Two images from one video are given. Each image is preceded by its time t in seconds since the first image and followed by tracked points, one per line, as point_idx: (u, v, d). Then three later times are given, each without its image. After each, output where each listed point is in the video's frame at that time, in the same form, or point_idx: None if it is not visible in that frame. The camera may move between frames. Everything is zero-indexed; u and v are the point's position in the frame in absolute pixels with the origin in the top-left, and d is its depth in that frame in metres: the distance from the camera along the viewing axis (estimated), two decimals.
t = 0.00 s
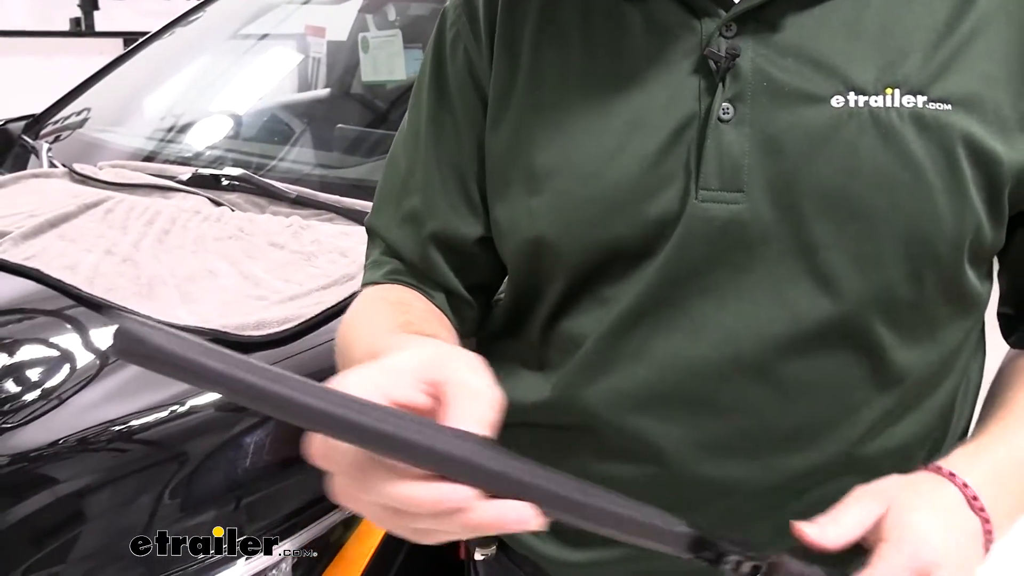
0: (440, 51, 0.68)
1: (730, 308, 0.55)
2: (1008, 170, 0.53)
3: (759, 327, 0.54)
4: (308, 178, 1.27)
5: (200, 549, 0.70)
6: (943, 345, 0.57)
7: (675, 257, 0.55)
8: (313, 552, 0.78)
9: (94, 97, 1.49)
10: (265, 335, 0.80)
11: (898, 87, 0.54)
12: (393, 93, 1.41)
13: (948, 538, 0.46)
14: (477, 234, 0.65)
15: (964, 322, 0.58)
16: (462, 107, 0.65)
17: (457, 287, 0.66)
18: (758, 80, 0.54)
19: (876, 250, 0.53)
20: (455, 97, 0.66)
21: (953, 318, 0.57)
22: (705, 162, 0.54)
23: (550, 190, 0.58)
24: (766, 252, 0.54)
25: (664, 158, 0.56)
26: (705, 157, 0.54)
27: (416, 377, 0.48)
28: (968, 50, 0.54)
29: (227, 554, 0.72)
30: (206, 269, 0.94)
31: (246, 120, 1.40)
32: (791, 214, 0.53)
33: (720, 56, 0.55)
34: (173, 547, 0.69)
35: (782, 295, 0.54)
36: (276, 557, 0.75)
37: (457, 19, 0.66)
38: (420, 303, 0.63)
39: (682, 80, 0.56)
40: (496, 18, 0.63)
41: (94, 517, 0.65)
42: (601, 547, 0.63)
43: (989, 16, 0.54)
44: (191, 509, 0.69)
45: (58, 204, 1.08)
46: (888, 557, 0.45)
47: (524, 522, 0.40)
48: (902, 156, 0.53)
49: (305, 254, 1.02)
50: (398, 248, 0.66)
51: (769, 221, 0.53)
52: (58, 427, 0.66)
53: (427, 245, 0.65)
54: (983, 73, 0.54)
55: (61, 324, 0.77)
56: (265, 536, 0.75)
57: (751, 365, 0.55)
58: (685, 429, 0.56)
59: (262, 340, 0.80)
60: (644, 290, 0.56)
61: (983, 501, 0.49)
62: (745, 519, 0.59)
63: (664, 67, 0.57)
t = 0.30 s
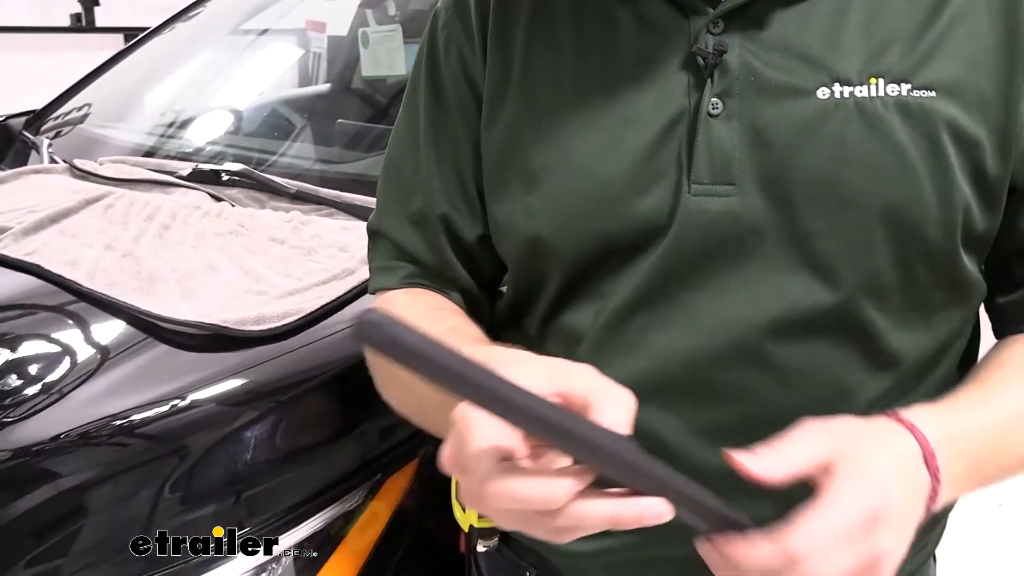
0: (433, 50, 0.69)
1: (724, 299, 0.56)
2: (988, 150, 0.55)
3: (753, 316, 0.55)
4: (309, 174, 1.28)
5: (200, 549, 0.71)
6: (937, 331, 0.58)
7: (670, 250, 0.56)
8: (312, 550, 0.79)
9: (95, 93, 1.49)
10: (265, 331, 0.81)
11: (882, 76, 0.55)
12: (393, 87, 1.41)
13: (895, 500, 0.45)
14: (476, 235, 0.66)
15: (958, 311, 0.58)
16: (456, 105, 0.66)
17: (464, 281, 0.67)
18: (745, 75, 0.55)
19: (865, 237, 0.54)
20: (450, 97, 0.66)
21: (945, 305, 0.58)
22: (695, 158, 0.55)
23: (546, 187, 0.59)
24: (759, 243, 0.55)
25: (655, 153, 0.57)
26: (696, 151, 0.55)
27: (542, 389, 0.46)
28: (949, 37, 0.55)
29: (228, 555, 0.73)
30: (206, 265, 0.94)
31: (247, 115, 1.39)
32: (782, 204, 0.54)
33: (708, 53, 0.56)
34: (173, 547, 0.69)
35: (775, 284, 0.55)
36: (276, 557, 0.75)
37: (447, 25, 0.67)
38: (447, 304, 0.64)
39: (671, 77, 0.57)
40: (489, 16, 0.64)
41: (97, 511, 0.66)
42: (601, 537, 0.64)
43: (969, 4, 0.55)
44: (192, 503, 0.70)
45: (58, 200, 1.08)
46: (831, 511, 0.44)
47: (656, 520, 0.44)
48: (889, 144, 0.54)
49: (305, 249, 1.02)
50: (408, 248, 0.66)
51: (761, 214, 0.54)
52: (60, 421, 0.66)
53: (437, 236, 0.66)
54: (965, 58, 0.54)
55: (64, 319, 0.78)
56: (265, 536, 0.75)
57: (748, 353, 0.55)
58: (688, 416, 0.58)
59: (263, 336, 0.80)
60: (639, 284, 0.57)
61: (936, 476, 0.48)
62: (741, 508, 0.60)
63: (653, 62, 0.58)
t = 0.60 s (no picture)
0: (430, 39, 0.69)
1: (716, 284, 0.56)
2: (978, 135, 0.55)
3: (744, 301, 0.56)
4: (308, 169, 1.28)
5: (200, 549, 0.71)
6: (932, 318, 0.58)
7: (663, 236, 0.57)
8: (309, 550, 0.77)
9: (95, 90, 1.49)
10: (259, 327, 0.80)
11: (870, 62, 0.55)
12: (393, 83, 1.40)
13: (856, 431, 0.43)
14: (473, 225, 0.67)
15: (958, 295, 0.58)
16: (453, 96, 0.66)
17: (462, 269, 0.67)
18: (735, 63, 0.56)
19: (852, 220, 0.55)
20: (449, 89, 0.66)
21: (940, 291, 0.58)
22: (686, 144, 0.56)
23: (540, 175, 0.60)
24: (749, 229, 0.56)
25: (646, 140, 0.58)
26: (686, 136, 0.56)
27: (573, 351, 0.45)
28: (936, 24, 0.56)
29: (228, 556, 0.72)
30: (205, 261, 0.94)
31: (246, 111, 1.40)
32: (771, 189, 0.55)
33: (698, 42, 0.56)
34: (173, 547, 0.70)
35: (765, 269, 0.56)
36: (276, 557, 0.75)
37: (447, 15, 0.67)
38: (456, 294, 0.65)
39: (663, 66, 0.58)
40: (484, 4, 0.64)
41: (95, 507, 0.66)
42: (598, 529, 0.64)
43: None
44: (192, 499, 0.70)
45: (57, 196, 1.08)
46: (794, 448, 0.41)
47: (680, 475, 0.40)
48: (876, 128, 0.55)
49: (303, 245, 1.02)
50: (408, 239, 0.66)
51: (749, 198, 0.56)
52: (61, 417, 0.66)
53: (436, 224, 0.66)
54: (954, 44, 0.55)
55: (64, 316, 0.78)
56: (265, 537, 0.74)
57: (741, 339, 0.56)
58: (684, 404, 0.59)
59: (257, 332, 0.80)
60: (633, 273, 0.58)
61: (892, 437, 0.46)
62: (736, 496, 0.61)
63: (645, 51, 0.59)
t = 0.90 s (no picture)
0: (431, 34, 0.69)
1: (717, 277, 0.56)
2: (978, 129, 0.55)
3: (744, 294, 0.56)
4: (308, 166, 1.27)
5: (200, 548, 0.71)
6: (932, 312, 0.58)
7: (663, 229, 0.57)
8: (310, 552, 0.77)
9: (95, 86, 1.49)
10: (257, 323, 0.80)
11: (870, 56, 0.55)
12: (393, 79, 1.40)
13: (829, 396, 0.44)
14: (476, 218, 0.67)
15: (957, 290, 0.58)
16: (455, 90, 0.66)
17: (464, 261, 0.67)
18: (736, 57, 0.56)
19: (853, 213, 0.55)
20: (451, 84, 0.66)
21: (941, 284, 0.58)
22: (687, 137, 0.56)
23: (542, 168, 0.60)
24: (750, 222, 0.56)
25: (648, 134, 0.58)
26: (688, 130, 0.56)
27: (583, 352, 0.43)
28: (935, 19, 0.56)
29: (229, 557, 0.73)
30: (205, 257, 0.94)
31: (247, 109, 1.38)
32: (771, 181, 0.55)
33: (700, 36, 0.57)
34: (173, 547, 0.70)
35: (767, 263, 0.56)
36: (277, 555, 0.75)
37: (448, 10, 0.67)
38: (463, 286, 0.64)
39: (664, 59, 0.58)
40: None
41: (95, 501, 0.66)
42: (599, 521, 0.64)
43: None
44: (190, 494, 0.70)
45: (57, 192, 1.08)
46: (780, 421, 0.41)
47: (697, 475, 0.39)
48: (876, 121, 0.55)
49: (303, 241, 1.02)
50: (410, 233, 0.66)
51: (750, 191, 0.55)
52: (60, 412, 0.66)
53: (438, 217, 0.66)
54: (954, 38, 0.55)
55: (64, 312, 0.78)
56: (265, 536, 0.75)
57: (743, 332, 0.56)
58: (683, 396, 0.59)
59: (257, 328, 0.80)
60: (633, 266, 0.58)
61: (881, 417, 0.46)
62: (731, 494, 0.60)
63: (646, 46, 0.59)
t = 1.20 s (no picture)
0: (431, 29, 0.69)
1: (717, 270, 0.56)
2: (977, 124, 0.55)
3: (744, 287, 0.56)
4: (309, 162, 1.28)
5: (200, 549, 0.71)
6: (929, 305, 0.58)
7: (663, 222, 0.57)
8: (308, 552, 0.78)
9: (95, 82, 1.49)
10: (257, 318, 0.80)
11: (871, 50, 0.56)
12: (393, 76, 1.39)
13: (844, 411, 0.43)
14: (475, 211, 0.67)
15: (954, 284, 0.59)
16: (458, 86, 0.66)
17: (464, 255, 0.67)
18: (739, 51, 0.56)
19: (853, 207, 0.55)
20: (454, 80, 0.66)
21: (939, 277, 0.58)
22: (690, 131, 0.56)
23: (542, 161, 0.60)
24: (750, 215, 0.56)
25: (652, 127, 0.58)
26: (691, 124, 0.56)
27: (585, 362, 0.43)
28: (937, 13, 0.56)
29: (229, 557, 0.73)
30: (205, 252, 0.95)
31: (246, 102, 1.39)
32: (771, 174, 0.55)
33: (703, 31, 0.57)
34: (173, 547, 0.70)
35: (767, 257, 0.56)
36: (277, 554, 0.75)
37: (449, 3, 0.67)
38: (463, 281, 0.64)
39: (665, 52, 0.58)
40: None
41: (94, 495, 0.66)
42: (599, 513, 0.64)
43: None
44: (188, 487, 0.70)
45: (57, 187, 1.08)
46: (792, 444, 0.40)
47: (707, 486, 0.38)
48: (878, 114, 0.55)
49: (303, 237, 1.02)
50: (410, 225, 0.66)
51: (750, 183, 0.55)
52: (59, 406, 0.66)
53: (439, 210, 0.66)
54: (954, 33, 0.55)
55: (64, 307, 0.78)
56: (265, 536, 0.75)
57: (742, 325, 0.56)
58: (683, 389, 0.59)
59: (257, 323, 0.80)
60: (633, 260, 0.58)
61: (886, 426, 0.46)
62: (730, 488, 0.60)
63: (648, 40, 0.59)
